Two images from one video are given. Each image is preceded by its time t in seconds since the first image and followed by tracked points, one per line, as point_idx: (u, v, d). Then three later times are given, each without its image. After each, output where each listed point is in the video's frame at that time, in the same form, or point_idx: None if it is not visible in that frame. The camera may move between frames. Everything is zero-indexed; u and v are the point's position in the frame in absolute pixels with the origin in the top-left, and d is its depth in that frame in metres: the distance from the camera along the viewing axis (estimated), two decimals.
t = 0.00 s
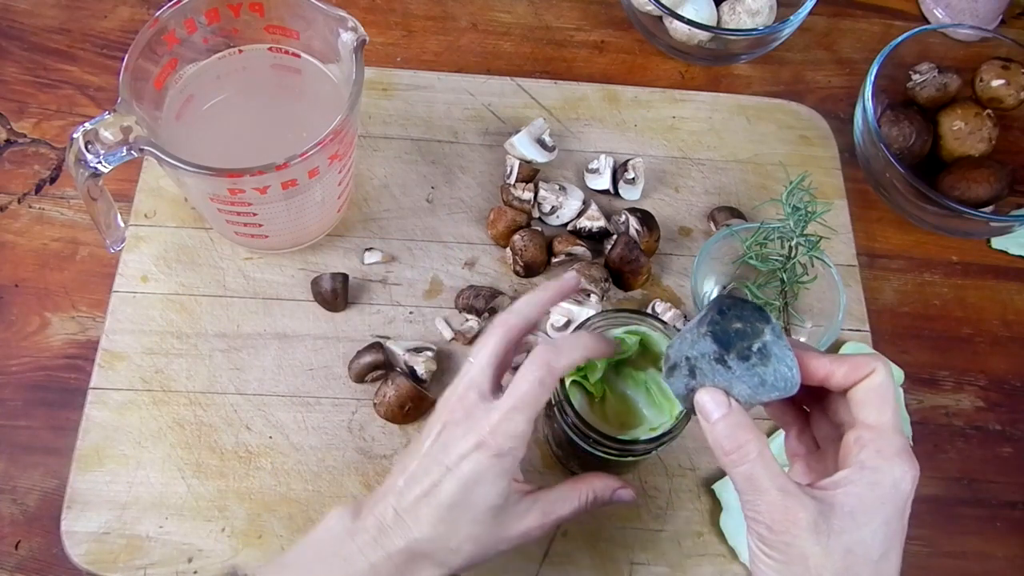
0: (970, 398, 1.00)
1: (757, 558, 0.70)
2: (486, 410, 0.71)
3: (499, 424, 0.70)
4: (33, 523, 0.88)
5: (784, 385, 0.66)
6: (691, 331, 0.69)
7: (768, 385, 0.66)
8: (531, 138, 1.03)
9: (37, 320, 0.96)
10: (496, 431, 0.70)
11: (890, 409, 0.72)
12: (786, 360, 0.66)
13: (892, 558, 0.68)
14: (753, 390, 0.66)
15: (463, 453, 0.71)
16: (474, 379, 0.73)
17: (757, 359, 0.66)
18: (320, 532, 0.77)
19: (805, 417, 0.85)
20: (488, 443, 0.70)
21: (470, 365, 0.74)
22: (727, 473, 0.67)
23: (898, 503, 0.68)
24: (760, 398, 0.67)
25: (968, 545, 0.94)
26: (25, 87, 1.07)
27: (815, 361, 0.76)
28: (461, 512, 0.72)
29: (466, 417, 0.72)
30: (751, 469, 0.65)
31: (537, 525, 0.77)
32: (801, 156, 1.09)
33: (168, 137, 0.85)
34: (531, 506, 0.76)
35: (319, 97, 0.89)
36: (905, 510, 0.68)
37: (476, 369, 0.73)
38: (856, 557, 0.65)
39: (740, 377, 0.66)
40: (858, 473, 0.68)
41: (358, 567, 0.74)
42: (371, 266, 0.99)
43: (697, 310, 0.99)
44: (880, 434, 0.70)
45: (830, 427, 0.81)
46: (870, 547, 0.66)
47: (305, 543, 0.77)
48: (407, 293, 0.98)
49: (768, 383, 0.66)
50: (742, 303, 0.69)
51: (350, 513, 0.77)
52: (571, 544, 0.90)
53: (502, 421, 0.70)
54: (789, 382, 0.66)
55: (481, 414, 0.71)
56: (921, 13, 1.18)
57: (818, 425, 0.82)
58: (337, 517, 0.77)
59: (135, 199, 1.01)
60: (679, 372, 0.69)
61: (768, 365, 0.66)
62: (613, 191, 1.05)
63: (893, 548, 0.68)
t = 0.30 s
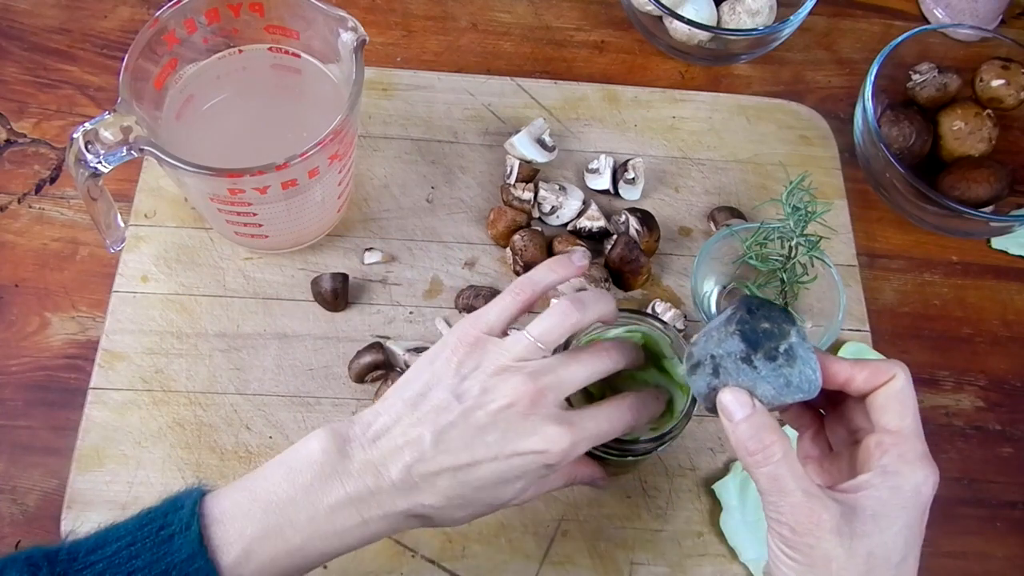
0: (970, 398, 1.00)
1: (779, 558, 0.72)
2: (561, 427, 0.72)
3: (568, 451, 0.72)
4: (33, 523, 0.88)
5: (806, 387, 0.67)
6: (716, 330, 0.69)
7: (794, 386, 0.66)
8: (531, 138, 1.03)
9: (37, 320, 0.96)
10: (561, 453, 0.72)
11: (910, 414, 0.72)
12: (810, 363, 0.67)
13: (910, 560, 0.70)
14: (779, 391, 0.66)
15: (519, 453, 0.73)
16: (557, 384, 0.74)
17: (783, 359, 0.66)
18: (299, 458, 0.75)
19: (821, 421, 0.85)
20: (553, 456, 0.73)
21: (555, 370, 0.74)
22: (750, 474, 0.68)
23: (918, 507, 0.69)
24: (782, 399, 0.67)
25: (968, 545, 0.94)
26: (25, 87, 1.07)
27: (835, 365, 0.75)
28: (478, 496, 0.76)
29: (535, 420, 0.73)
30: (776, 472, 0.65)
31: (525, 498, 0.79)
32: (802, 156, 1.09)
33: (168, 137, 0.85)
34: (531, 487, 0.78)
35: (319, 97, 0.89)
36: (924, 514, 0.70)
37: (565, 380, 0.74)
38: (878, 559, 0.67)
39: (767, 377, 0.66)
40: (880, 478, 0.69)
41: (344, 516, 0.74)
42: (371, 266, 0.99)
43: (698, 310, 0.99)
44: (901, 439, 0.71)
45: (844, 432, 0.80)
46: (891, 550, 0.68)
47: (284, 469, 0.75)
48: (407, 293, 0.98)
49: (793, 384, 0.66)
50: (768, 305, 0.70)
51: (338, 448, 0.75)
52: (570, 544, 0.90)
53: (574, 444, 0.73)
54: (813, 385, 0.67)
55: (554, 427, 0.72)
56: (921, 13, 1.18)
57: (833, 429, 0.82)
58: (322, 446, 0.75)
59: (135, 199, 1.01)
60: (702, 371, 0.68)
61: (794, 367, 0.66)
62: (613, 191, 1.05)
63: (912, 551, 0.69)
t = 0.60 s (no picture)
0: (969, 398, 1.00)
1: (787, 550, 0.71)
2: (574, 409, 0.73)
3: (582, 433, 0.72)
4: (33, 523, 0.88)
5: (815, 379, 0.66)
6: (723, 323, 0.69)
7: (801, 377, 0.66)
8: (531, 138, 1.03)
9: (37, 321, 0.96)
10: (576, 435, 0.72)
11: (919, 405, 0.72)
12: (818, 354, 0.67)
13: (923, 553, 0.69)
14: (786, 382, 0.66)
15: (535, 436, 0.73)
16: (563, 370, 0.74)
17: (791, 351, 0.66)
18: (305, 461, 0.74)
19: (830, 414, 0.85)
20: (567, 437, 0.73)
21: (560, 356, 0.75)
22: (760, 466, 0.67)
23: (929, 499, 0.69)
24: (791, 391, 0.67)
25: (968, 545, 0.94)
26: (25, 87, 1.07)
27: (843, 357, 0.77)
28: (492, 491, 0.74)
29: (546, 403, 0.73)
30: (786, 465, 0.65)
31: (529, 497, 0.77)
32: (801, 156, 1.09)
33: (168, 137, 0.85)
34: (539, 486, 0.76)
35: (319, 98, 0.89)
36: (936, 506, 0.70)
37: (569, 366, 0.74)
38: (890, 551, 0.67)
39: (773, 369, 0.66)
40: (890, 469, 0.69)
41: (351, 516, 0.72)
42: (371, 266, 0.99)
43: (698, 310, 0.99)
44: (911, 431, 0.71)
45: (853, 424, 0.81)
46: (902, 542, 0.67)
47: (291, 474, 0.73)
48: (406, 293, 0.98)
49: (800, 376, 0.66)
50: (776, 297, 0.69)
51: (344, 447, 0.74)
52: (570, 544, 0.90)
53: (587, 426, 0.73)
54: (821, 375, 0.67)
55: (567, 408, 0.73)
56: (921, 13, 1.18)
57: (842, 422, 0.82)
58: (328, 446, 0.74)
59: (135, 199, 1.01)
60: (710, 363, 0.69)
61: (801, 358, 0.66)
62: (613, 191, 1.05)
63: (924, 543, 0.69)
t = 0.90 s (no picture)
0: (970, 398, 1.00)
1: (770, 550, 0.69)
2: (541, 422, 0.71)
3: (551, 445, 0.72)
4: (33, 523, 0.88)
5: (784, 370, 0.66)
6: (688, 322, 0.69)
7: (766, 370, 0.66)
8: (532, 138, 1.03)
9: (37, 321, 0.96)
10: (543, 448, 0.72)
11: (886, 387, 0.72)
12: (783, 347, 0.66)
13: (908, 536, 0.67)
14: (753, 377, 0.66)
15: (500, 448, 0.72)
16: (535, 383, 0.72)
17: (756, 347, 0.66)
18: (279, 463, 0.74)
19: (808, 406, 0.85)
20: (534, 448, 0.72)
21: (536, 369, 0.72)
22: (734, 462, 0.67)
23: (906, 480, 0.68)
24: (759, 385, 0.67)
25: (968, 545, 0.94)
26: (25, 87, 1.07)
27: (809, 347, 0.76)
28: (461, 493, 0.74)
29: (514, 415, 0.72)
30: (758, 455, 0.65)
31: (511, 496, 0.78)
32: (801, 157, 1.09)
33: (168, 137, 0.85)
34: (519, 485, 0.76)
35: (319, 98, 0.89)
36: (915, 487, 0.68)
37: (545, 378, 0.72)
38: (871, 534, 0.66)
39: (740, 365, 0.66)
40: (863, 454, 0.69)
41: (323, 517, 0.74)
42: (371, 266, 0.99)
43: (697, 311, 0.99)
44: (882, 414, 0.71)
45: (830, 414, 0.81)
46: (882, 524, 0.66)
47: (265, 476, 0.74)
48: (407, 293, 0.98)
49: (766, 370, 0.66)
50: (738, 293, 0.68)
51: (318, 450, 0.74)
52: (571, 545, 0.90)
53: (555, 439, 0.71)
54: (787, 367, 0.66)
55: (535, 421, 0.71)
56: (921, 13, 1.18)
57: (819, 412, 0.82)
58: (303, 448, 0.74)
59: (135, 199, 1.01)
60: (677, 365, 0.68)
61: (767, 353, 0.66)
62: (613, 191, 1.05)
63: (906, 525, 0.67)
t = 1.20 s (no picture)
0: (970, 398, 1.00)
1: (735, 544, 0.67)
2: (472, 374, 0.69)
3: (485, 392, 0.68)
4: (33, 523, 0.88)
5: (726, 361, 0.64)
6: (627, 339, 0.67)
7: (706, 367, 0.64)
8: (531, 138, 1.03)
9: (37, 321, 0.96)
10: (478, 396, 0.68)
11: (815, 358, 0.68)
12: (719, 340, 0.64)
13: (868, 508, 0.64)
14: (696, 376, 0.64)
15: (438, 408, 0.69)
16: (461, 337, 0.71)
17: (691, 347, 0.64)
18: (254, 468, 0.76)
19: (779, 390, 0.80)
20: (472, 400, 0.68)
21: (455, 322, 0.71)
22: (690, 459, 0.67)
23: (854, 452, 0.64)
24: (706, 382, 0.65)
25: (968, 545, 0.94)
26: (25, 87, 1.07)
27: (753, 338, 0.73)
28: (424, 466, 0.72)
29: (445, 376, 0.70)
30: (704, 446, 0.65)
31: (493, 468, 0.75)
32: (801, 156, 1.09)
33: (168, 136, 0.85)
34: (493, 453, 0.74)
35: (319, 98, 0.89)
36: (870, 456, 0.65)
37: (464, 326, 0.71)
38: (817, 510, 0.63)
39: (682, 368, 0.64)
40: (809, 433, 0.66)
41: (298, 509, 0.74)
42: (371, 266, 0.99)
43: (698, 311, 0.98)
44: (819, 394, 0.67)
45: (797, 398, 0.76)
46: (829, 499, 0.63)
47: (242, 479, 0.76)
48: (407, 293, 0.98)
49: (707, 367, 0.64)
50: (667, 297, 0.67)
51: (288, 449, 0.76)
52: (571, 545, 0.90)
53: (491, 392, 0.68)
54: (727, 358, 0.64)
55: (465, 376, 0.69)
56: (921, 13, 1.18)
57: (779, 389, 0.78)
58: (275, 450, 0.76)
59: (135, 199, 1.01)
60: (628, 380, 0.67)
61: (701, 350, 0.64)
62: (613, 191, 1.05)
63: (863, 497, 0.64)
